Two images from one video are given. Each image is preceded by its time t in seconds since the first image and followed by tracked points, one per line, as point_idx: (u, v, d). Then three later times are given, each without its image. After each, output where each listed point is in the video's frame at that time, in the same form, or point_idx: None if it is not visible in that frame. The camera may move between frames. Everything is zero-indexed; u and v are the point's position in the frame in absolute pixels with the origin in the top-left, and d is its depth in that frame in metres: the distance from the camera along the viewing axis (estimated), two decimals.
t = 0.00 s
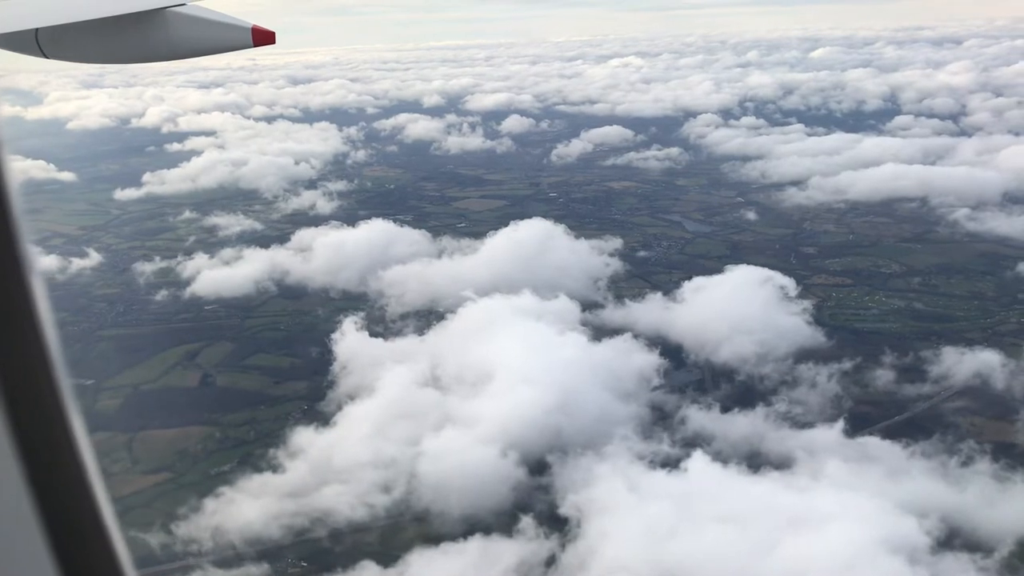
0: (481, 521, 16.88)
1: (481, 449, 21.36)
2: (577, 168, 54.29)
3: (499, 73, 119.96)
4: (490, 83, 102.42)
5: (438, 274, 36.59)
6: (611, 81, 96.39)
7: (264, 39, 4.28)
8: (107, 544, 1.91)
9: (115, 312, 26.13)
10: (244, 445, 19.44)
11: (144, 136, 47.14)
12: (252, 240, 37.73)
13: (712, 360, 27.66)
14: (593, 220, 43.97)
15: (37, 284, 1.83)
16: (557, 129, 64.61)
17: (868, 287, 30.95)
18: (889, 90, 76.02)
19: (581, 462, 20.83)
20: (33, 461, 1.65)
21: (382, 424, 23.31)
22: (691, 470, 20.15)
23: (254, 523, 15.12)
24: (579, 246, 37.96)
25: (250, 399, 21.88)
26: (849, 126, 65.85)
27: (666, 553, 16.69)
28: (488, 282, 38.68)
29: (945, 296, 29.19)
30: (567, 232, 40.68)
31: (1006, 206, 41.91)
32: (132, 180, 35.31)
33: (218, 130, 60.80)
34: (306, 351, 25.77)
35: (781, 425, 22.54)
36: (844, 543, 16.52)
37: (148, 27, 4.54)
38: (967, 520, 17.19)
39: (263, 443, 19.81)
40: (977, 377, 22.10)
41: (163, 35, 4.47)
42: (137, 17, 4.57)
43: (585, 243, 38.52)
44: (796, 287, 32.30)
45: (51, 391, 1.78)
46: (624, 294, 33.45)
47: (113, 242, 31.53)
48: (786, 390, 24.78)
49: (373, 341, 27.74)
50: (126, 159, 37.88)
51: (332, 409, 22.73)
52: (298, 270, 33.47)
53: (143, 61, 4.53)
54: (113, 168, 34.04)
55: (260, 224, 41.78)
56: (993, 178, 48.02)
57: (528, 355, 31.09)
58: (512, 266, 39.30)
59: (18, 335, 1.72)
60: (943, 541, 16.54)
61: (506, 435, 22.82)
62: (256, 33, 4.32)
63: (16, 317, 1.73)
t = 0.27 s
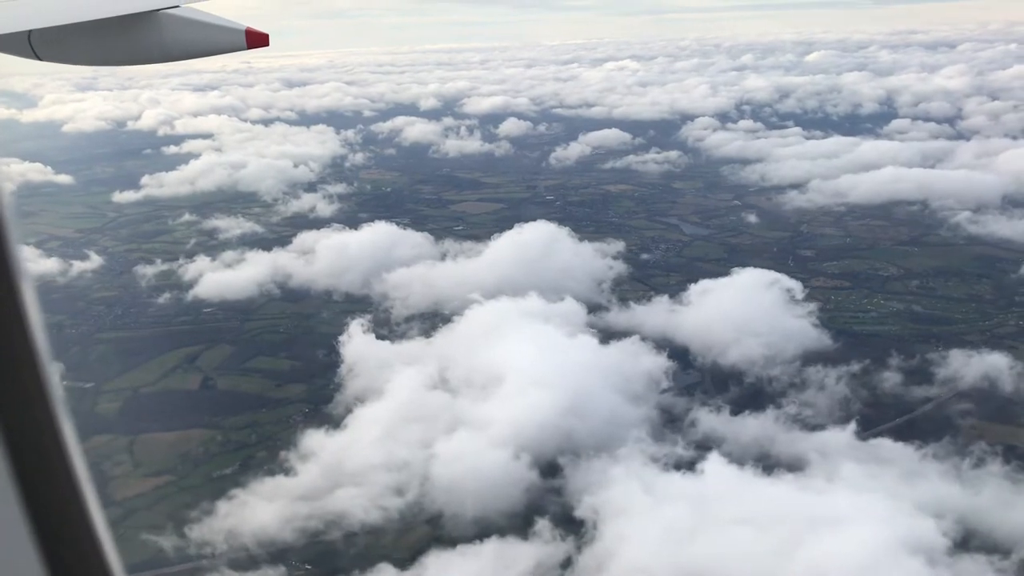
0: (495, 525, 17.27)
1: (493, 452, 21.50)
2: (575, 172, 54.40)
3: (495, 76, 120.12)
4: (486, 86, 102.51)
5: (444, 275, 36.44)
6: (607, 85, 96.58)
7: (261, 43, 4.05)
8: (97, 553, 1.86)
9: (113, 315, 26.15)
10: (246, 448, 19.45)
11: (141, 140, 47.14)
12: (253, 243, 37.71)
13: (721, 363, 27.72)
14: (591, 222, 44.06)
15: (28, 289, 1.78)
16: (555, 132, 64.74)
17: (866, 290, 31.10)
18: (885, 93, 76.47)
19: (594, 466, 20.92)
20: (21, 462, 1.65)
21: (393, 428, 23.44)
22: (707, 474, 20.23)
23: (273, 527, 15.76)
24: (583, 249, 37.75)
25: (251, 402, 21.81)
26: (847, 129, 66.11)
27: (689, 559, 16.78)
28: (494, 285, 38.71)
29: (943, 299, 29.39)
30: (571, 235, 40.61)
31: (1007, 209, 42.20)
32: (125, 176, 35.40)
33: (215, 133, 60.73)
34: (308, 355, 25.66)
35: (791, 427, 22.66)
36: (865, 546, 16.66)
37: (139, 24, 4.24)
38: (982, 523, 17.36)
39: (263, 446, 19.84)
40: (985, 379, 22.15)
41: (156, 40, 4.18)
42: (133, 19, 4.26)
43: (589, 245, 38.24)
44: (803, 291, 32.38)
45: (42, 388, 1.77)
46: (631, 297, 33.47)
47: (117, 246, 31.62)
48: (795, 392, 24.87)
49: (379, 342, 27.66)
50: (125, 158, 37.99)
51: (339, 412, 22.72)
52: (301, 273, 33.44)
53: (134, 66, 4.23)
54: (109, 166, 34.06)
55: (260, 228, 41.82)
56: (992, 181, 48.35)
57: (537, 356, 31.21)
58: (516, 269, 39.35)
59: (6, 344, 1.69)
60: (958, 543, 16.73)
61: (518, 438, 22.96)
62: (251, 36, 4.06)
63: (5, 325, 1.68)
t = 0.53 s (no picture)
0: (510, 525, 17.53)
1: (509, 453, 21.60)
2: (577, 174, 54.42)
3: (494, 79, 120.21)
4: (486, 88, 102.62)
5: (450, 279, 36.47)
6: (607, 88, 96.72)
7: (257, 42, 3.95)
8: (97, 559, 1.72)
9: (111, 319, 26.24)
10: (249, 449, 19.52)
11: (141, 143, 47.25)
12: (255, 245, 37.72)
13: (731, 366, 27.73)
14: (592, 225, 44.13)
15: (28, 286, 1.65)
16: (555, 135, 64.83)
17: (869, 292, 31.20)
18: (884, 96, 76.67)
19: (609, 467, 20.90)
20: (17, 465, 1.50)
21: (406, 431, 23.51)
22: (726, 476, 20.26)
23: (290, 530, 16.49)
24: (590, 252, 37.72)
25: (255, 403, 21.82)
26: (847, 132, 66.20)
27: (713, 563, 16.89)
28: (502, 287, 38.67)
29: (943, 300, 29.50)
30: (578, 236, 40.50)
31: (1010, 212, 42.33)
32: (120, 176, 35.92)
33: (215, 135, 60.77)
34: (312, 357, 25.56)
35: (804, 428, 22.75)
36: (885, 549, 16.77)
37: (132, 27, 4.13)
38: (1001, 524, 17.32)
39: (267, 449, 19.85)
40: (997, 381, 22.15)
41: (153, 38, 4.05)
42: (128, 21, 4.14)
43: (595, 248, 38.27)
44: (813, 294, 32.44)
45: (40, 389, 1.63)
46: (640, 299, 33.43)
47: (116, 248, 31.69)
48: (806, 395, 24.87)
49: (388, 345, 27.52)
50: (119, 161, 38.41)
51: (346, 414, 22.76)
52: (306, 275, 33.41)
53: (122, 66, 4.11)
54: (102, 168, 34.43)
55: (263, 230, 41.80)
56: (995, 184, 48.51)
57: (550, 354, 31.29)
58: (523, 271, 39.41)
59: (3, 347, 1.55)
60: (980, 544, 16.67)
61: (531, 441, 23.01)
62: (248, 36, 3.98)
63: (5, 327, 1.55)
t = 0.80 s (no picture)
0: (528, 528, 17.78)
1: (526, 454, 21.72)
2: (580, 175, 54.41)
3: (494, 81, 120.29)
4: (487, 90, 102.62)
5: (461, 280, 36.51)
6: (609, 90, 96.74)
7: (258, 43, 3.90)
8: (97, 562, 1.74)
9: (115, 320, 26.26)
10: (255, 449, 19.53)
11: (143, 143, 47.23)
12: (260, 247, 37.71)
13: (743, 368, 27.69)
14: (595, 226, 44.16)
15: (28, 287, 1.69)
16: (558, 136, 64.89)
17: (873, 295, 31.34)
18: (886, 98, 76.81)
19: (625, 469, 20.89)
20: (19, 463, 1.53)
21: (421, 432, 23.59)
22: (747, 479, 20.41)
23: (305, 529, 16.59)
24: (598, 254, 37.74)
25: (260, 404, 21.84)
26: (850, 134, 66.25)
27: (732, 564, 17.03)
28: (513, 286, 38.56)
29: (947, 302, 29.61)
30: (587, 238, 40.53)
31: (1016, 214, 42.42)
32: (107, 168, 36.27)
33: (217, 136, 60.75)
34: (317, 358, 25.54)
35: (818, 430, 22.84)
36: (913, 551, 16.80)
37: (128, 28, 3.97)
38: None
39: (273, 449, 19.81)
40: (1011, 384, 22.13)
41: (156, 42, 3.90)
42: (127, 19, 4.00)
43: (604, 250, 38.33)
44: (824, 295, 32.41)
45: (40, 387, 1.66)
46: (651, 299, 33.41)
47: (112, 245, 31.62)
48: (820, 396, 24.88)
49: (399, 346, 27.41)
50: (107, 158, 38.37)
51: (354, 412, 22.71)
52: (314, 275, 33.41)
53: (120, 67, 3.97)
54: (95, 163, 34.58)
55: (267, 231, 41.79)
56: (1000, 186, 48.57)
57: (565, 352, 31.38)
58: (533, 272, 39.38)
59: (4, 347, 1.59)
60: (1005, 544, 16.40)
61: (546, 442, 23.06)
62: (248, 36, 3.90)
63: (5, 326, 1.58)
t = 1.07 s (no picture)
0: (546, 528, 17.91)
1: (544, 454, 21.92)
2: (583, 176, 54.37)
3: (495, 81, 120.27)
4: (489, 91, 102.59)
5: (471, 281, 36.55)
6: (611, 91, 96.75)
7: (260, 42, 3.89)
8: (92, 554, 1.80)
9: (119, 321, 26.34)
10: (262, 447, 19.54)
11: (146, 144, 47.29)
12: (266, 247, 37.71)
13: (757, 370, 27.69)
14: (599, 227, 44.19)
15: (28, 286, 1.78)
16: (562, 138, 64.93)
17: (876, 297, 31.48)
18: (889, 101, 76.89)
19: (643, 470, 20.91)
20: (19, 450, 1.60)
21: (437, 433, 23.78)
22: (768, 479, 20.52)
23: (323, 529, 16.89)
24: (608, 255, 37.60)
25: (265, 403, 21.88)
26: (853, 137, 66.30)
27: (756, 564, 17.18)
28: (524, 287, 38.56)
29: (950, 303, 29.65)
30: (597, 239, 40.34)
31: None
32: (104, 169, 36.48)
33: (220, 136, 60.77)
34: (323, 358, 25.53)
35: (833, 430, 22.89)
36: (939, 552, 16.83)
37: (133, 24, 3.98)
38: None
39: (281, 449, 19.80)
40: None
41: (157, 38, 3.87)
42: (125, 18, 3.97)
43: (612, 251, 38.18)
44: (837, 295, 32.37)
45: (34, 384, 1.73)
46: (661, 300, 33.43)
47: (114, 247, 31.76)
48: (835, 398, 24.79)
49: (408, 346, 27.38)
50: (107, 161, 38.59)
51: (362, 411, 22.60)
52: (322, 276, 33.47)
53: (118, 65, 3.93)
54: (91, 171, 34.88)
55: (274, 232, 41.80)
56: (1006, 189, 48.71)
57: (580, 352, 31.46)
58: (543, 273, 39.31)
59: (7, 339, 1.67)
60: None
61: (562, 442, 23.20)
62: (249, 35, 3.87)
63: (3, 320, 1.66)
